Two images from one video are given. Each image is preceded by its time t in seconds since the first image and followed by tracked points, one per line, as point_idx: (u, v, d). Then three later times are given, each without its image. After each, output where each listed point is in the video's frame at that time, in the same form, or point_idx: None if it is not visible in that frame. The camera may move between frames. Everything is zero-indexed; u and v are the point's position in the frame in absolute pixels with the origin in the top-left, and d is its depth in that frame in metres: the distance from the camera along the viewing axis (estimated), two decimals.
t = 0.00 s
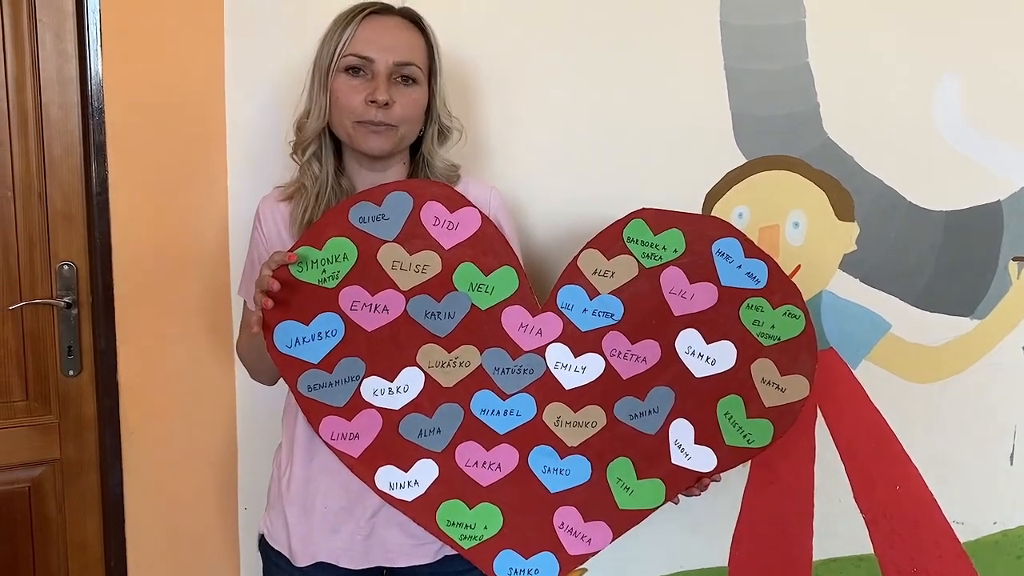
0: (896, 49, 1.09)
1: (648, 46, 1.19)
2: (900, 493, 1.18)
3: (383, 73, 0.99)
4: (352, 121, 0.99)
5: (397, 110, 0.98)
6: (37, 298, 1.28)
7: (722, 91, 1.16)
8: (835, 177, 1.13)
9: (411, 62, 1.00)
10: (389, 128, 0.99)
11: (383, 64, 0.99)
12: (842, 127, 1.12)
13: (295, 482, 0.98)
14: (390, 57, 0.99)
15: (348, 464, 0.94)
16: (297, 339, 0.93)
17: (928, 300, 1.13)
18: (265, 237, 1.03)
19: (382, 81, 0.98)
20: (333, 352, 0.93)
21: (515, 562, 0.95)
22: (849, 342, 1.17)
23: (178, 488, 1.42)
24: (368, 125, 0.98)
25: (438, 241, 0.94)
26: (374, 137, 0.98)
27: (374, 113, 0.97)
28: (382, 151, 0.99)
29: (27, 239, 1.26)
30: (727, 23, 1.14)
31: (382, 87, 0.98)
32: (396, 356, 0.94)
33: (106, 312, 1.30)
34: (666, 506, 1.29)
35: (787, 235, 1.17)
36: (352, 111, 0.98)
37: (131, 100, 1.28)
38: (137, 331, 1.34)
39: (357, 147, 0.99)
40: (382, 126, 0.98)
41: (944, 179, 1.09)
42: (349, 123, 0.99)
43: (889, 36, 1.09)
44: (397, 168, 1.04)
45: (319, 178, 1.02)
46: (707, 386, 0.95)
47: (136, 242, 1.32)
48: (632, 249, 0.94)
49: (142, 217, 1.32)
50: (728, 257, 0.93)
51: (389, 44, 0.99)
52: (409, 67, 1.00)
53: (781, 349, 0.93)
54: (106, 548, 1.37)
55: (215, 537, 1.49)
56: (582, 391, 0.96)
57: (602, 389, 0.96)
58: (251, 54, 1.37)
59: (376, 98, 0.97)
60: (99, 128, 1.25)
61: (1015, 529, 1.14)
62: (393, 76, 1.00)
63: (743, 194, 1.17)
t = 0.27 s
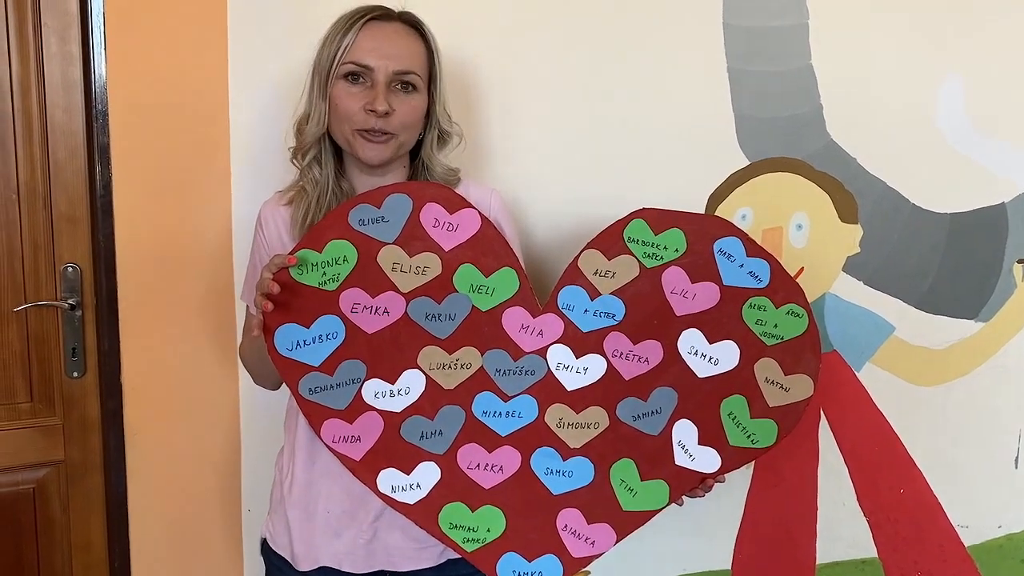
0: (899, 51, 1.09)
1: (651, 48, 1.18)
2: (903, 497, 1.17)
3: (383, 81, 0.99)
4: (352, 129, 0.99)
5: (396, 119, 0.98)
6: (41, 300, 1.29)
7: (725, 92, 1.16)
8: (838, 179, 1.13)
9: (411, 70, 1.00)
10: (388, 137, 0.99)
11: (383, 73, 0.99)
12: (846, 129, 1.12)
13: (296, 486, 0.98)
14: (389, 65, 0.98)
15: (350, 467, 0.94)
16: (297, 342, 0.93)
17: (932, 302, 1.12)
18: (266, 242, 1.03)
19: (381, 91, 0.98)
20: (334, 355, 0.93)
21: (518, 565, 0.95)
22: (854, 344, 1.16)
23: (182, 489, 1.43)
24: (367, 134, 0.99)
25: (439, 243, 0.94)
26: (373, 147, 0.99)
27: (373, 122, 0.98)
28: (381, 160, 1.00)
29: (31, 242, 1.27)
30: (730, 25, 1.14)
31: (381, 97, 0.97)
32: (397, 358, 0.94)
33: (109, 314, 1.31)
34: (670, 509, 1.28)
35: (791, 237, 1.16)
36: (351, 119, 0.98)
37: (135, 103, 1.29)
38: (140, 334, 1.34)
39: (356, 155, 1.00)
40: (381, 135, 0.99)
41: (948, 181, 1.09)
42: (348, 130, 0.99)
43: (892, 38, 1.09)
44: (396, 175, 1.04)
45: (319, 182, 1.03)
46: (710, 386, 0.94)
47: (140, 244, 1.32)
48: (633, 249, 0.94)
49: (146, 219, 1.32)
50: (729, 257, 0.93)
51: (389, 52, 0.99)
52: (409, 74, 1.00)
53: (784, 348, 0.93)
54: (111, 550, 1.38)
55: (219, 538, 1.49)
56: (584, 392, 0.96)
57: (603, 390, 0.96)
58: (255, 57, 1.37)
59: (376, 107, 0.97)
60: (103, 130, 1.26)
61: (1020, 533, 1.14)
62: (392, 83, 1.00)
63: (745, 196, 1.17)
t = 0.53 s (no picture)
0: (905, 51, 1.08)
1: (655, 49, 1.18)
2: (908, 499, 1.17)
3: (385, 82, 0.99)
4: (354, 129, 0.99)
5: (399, 120, 0.98)
6: (46, 301, 1.30)
7: (729, 93, 1.15)
8: (842, 179, 1.13)
9: (413, 71, 1.00)
10: (391, 137, 0.99)
11: (385, 73, 0.99)
12: (850, 129, 1.12)
13: (299, 488, 0.97)
14: (392, 66, 0.99)
15: (353, 469, 0.94)
16: (299, 344, 0.93)
17: (936, 303, 1.12)
18: (268, 245, 1.02)
19: (384, 91, 0.98)
20: (336, 357, 0.93)
21: (522, 566, 0.95)
22: (858, 346, 1.16)
23: (186, 489, 1.43)
24: (369, 134, 0.99)
25: (441, 245, 0.94)
26: (375, 147, 0.99)
27: (375, 122, 0.98)
28: (382, 160, 1.00)
29: (36, 242, 1.28)
30: (734, 26, 1.14)
31: (384, 98, 0.98)
32: (399, 360, 0.94)
33: (114, 314, 1.31)
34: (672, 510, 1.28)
35: (795, 238, 1.16)
36: (354, 119, 0.98)
37: (140, 104, 1.29)
38: (144, 334, 1.34)
39: (358, 155, 1.00)
40: (383, 136, 0.99)
41: (953, 182, 1.09)
42: (351, 130, 0.99)
43: (897, 38, 1.08)
44: (398, 176, 1.04)
45: (321, 182, 1.03)
46: (713, 387, 0.94)
47: (144, 245, 1.33)
48: (636, 250, 0.94)
49: (150, 220, 1.33)
50: (732, 257, 0.93)
51: (391, 54, 0.99)
52: (412, 76, 1.00)
53: (787, 348, 0.92)
54: (115, 551, 1.38)
55: (223, 539, 1.49)
56: (587, 393, 0.96)
57: (606, 392, 0.96)
58: (259, 58, 1.38)
59: (378, 108, 0.97)
60: (107, 131, 1.26)
61: None
62: (395, 84, 1.00)
63: (749, 197, 1.17)
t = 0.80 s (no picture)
0: (908, 51, 1.08)
1: (658, 48, 1.18)
2: (911, 497, 1.17)
3: (387, 84, 0.99)
4: (357, 131, 1.00)
5: (401, 122, 0.99)
6: (52, 300, 1.31)
7: (732, 93, 1.15)
8: (845, 178, 1.13)
9: (416, 73, 1.00)
10: (393, 139, 1.00)
11: (388, 75, 0.99)
12: (853, 129, 1.12)
13: (302, 488, 0.97)
14: (394, 68, 0.99)
15: (356, 468, 0.94)
16: (302, 343, 0.93)
17: (939, 303, 1.12)
18: (270, 243, 1.03)
19: (386, 93, 0.98)
20: (339, 356, 0.93)
21: (525, 565, 0.95)
22: (862, 345, 1.16)
23: (191, 487, 1.44)
24: (371, 136, 0.99)
25: (444, 244, 0.94)
26: (377, 148, 0.99)
27: (377, 125, 0.98)
28: (384, 161, 1.00)
29: (42, 242, 1.29)
30: (737, 26, 1.14)
31: (386, 100, 0.98)
32: (402, 359, 0.95)
33: (119, 314, 1.32)
34: (675, 509, 1.28)
35: (798, 237, 1.16)
36: (356, 121, 0.99)
37: (145, 105, 1.30)
38: (149, 333, 1.35)
39: (360, 156, 1.00)
40: (386, 137, 0.99)
41: (956, 181, 1.08)
42: (353, 132, 1.00)
43: (900, 37, 1.08)
44: (400, 176, 1.05)
45: (323, 181, 1.03)
46: (716, 385, 0.94)
47: (149, 245, 1.33)
48: (637, 249, 0.94)
49: (155, 220, 1.33)
50: (733, 256, 0.93)
51: (394, 56, 0.99)
52: (414, 77, 1.01)
53: (788, 347, 0.92)
54: (120, 549, 1.39)
55: (228, 537, 1.50)
56: (589, 392, 0.96)
57: (608, 391, 0.96)
58: (264, 59, 1.38)
59: (380, 111, 0.97)
60: (112, 131, 1.27)
61: None
62: (397, 86, 1.00)
63: (752, 196, 1.17)
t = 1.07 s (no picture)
0: (910, 50, 1.08)
1: (662, 48, 1.19)
2: (915, 496, 1.17)
3: (391, 88, 0.99)
4: (360, 134, 1.00)
5: (404, 126, 0.99)
6: (59, 300, 1.32)
7: (735, 93, 1.16)
8: (848, 178, 1.13)
9: (419, 76, 1.01)
10: (396, 142, 1.01)
11: (392, 79, 0.99)
12: (856, 129, 1.12)
13: (306, 486, 0.98)
14: (398, 72, 0.99)
15: (360, 467, 0.94)
16: (306, 342, 0.93)
17: (943, 301, 1.11)
18: (274, 244, 1.03)
19: (390, 97, 0.99)
20: (343, 355, 0.94)
21: (528, 563, 0.95)
22: (866, 345, 1.16)
23: (196, 485, 1.45)
24: (375, 139, 1.00)
25: (447, 243, 0.95)
26: (381, 151, 1.00)
27: (381, 129, 0.99)
28: (388, 164, 1.01)
29: (49, 242, 1.30)
30: (740, 26, 1.14)
31: (390, 104, 0.98)
32: (405, 358, 0.95)
33: (125, 314, 1.33)
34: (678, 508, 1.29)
35: (802, 237, 1.16)
36: (360, 124, 0.99)
37: (151, 105, 1.31)
38: (155, 333, 1.36)
39: (364, 159, 1.01)
40: (389, 140, 1.00)
41: (959, 181, 1.09)
42: (357, 135, 1.00)
43: (903, 37, 1.08)
44: (404, 178, 1.06)
45: (326, 182, 1.04)
46: (718, 383, 0.95)
47: (155, 245, 1.34)
48: (639, 248, 0.95)
49: (161, 221, 1.34)
50: (734, 254, 0.93)
51: (398, 59, 0.99)
52: (418, 81, 1.01)
53: (789, 345, 0.93)
54: (126, 548, 1.40)
55: (233, 536, 1.51)
56: (591, 391, 0.96)
57: (610, 389, 0.96)
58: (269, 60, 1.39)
59: (384, 115, 0.98)
60: (118, 131, 1.28)
61: None
62: (401, 89, 1.01)
63: (755, 196, 1.17)
